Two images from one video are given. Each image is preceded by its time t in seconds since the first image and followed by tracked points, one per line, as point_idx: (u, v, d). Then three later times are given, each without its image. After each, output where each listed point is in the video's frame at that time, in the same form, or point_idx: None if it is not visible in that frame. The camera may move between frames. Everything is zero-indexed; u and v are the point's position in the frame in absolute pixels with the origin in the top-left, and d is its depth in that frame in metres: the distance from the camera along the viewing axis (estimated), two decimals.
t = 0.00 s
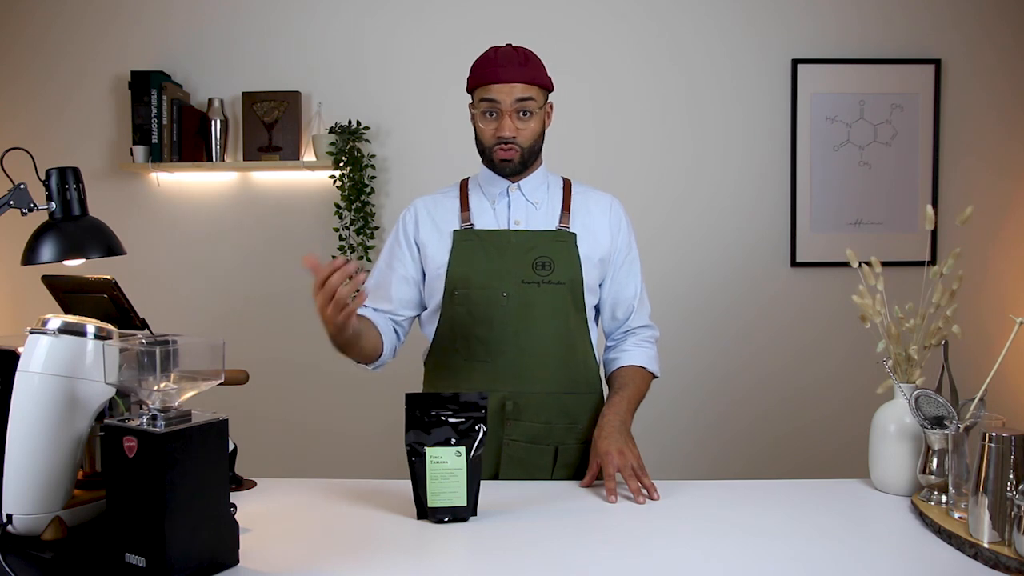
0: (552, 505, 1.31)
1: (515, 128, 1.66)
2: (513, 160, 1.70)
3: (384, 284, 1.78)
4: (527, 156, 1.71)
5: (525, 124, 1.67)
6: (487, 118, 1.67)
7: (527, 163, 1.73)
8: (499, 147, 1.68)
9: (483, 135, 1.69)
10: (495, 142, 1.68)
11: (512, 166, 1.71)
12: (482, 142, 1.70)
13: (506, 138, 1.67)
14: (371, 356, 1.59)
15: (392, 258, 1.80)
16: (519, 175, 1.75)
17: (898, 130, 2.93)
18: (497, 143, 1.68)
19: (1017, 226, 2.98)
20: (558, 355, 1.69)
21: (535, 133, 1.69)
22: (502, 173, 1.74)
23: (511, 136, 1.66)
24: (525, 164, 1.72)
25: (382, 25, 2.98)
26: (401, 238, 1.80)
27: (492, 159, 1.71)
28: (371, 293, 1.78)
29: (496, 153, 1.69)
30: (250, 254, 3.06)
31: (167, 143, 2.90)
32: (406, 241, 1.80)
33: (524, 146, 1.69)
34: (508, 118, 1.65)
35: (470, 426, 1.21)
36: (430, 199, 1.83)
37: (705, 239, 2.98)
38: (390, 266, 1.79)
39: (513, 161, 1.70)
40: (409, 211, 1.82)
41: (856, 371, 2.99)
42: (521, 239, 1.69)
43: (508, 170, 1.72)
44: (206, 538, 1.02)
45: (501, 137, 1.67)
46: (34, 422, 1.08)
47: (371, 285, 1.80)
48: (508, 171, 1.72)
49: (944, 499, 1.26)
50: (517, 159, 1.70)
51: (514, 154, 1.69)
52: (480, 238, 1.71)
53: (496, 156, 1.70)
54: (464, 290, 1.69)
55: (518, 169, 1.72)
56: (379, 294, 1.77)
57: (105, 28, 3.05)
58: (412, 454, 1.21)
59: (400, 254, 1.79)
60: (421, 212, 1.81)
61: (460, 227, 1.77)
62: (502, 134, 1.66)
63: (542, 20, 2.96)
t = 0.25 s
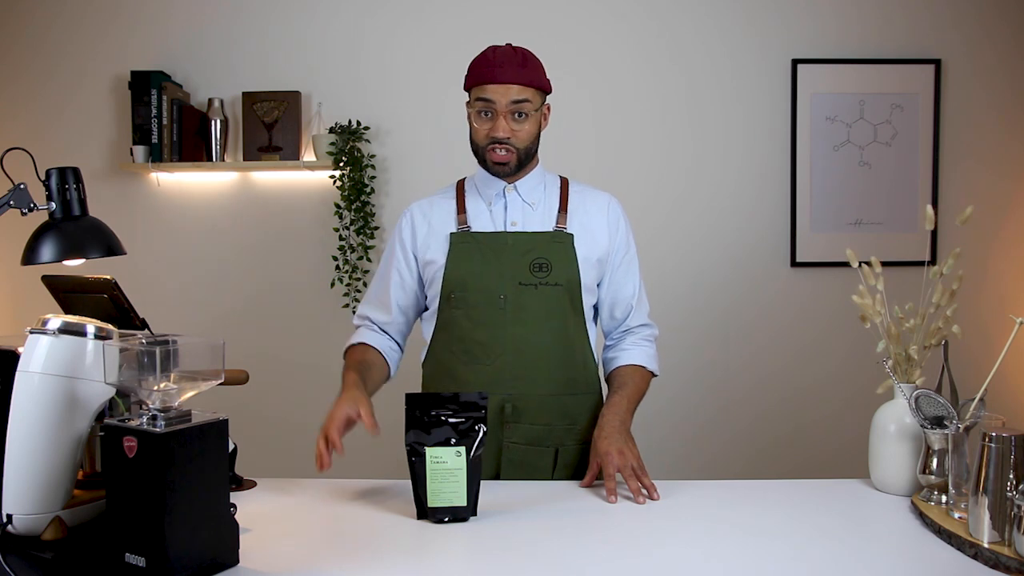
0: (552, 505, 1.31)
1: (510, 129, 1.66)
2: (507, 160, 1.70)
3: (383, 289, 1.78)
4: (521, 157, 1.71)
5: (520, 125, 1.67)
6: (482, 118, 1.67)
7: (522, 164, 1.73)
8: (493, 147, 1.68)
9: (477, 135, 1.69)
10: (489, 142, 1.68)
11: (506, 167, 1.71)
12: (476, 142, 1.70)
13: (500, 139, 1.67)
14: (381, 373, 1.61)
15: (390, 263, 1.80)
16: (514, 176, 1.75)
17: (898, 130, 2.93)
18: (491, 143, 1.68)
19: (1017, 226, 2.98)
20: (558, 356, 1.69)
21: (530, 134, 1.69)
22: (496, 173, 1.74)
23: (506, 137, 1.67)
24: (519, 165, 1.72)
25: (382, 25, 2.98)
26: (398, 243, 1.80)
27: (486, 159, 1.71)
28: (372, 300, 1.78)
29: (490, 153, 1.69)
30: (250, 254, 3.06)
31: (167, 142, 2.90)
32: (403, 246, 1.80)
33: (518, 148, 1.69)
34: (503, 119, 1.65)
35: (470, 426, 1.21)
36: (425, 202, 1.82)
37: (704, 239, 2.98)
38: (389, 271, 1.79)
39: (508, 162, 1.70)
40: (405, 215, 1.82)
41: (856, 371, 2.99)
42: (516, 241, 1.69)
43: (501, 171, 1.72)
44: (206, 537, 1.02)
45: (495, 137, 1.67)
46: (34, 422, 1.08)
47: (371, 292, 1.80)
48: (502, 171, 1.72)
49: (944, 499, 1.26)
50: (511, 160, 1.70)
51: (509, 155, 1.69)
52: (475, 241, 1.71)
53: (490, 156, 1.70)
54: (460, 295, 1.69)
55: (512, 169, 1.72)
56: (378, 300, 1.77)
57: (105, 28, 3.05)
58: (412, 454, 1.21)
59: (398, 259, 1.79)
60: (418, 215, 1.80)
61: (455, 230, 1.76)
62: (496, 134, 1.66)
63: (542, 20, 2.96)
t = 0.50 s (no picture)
0: (552, 505, 1.31)
1: (505, 133, 1.66)
2: (505, 164, 1.69)
3: (382, 293, 1.79)
4: (518, 159, 1.71)
5: (514, 127, 1.67)
6: (476, 123, 1.67)
7: (519, 166, 1.73)
8: (490, 152, 1.68)
9: (473, 141, 1.69)
10: (485, 147, 1.68)
11: (504, 170, 1.71)
12: (472, 147, 1.70)
13: (496, 143, 1.66)
14: (394, 386, 1.62)
15: (389, 267, 1.80)
16: (511, 177, 1.75)
17: (898, 130, 2.93)
18: (488, 148, 1.68)
19: (1017, 226, 2.98)
20: (557, 356, 1.69)
21: (525, 136, 1.69)
22: (494, 178, 1.73)
23: (502, 141, 1.66)
24: (516, 167, 1.72)
25: (382, 26, 2.98)
26: (396, 246, 1.80)
27: (484, 164, 1.70)
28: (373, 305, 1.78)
29: (487, 158, 1.69)
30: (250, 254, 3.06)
31: (167, 142, 2.90)
32: (401, 248, 1.80)
33: (516, 150, 1.69)
34: (498, 123, 1.65)
35: (470, 426, 1.21)
36: (422, 205, 1.82)
37: (705, 239, 2.98)
38: (389, 275, 1.79)
39: (506, 165, 1.69)
40: (402, 218, 1.82)
41: (857, 371, 2.99)
42: (513, 243, 1.69)
43: (500, 174, 1.72)
44: (206, 537, 1.02)
45: (492, 142, 1.67)
46: (34, 423, 1.08)
47: (372, 297, 1.80)
48: (500, 175, 1.72)
49: (944, 499, 1.26)
50: (509, 163, 1.70)
51: (506, 159, 1.69)
52: (473, 243, 1.71)
53: (487, 161, 1.70)
54: (458, 297, 1.69)
55: (510, 172, 1.72)
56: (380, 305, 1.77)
57: (105, 28, 3.05)
58: (412, 454, 1.21)
59: (397, 262, 1.79)
60: (415, 218, 1.80)
61: (453, 234, 1.76)
62: (492, 139, 1.66)
63: (542, 20, 2.96)
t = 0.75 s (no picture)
0: (551, 505, 1.31)
1: (500, 131, 1.66)
2: (500, 163, 1.69)
3: (381, 291, 1.79)
4: (514, 158, 1.70)
5: (510, 126, 1.66)
6: (472, 122, 1.67)
7: (515, 166, 1.72)
8: (485, 151, 1.67)
9: (469, 139, 1.69)
10: (481, 146, 1.68)
11: (499, 170, 1.70)
12: (468, 146, 1.70)
13: (491, 142, 1.66)
14: (394, 386, 1.62)
15: (389, 265, 1.80)
16: (511, 177, 1.75)
17: (898, 130, 2.93)
18: (483, 147, 1.67)
19: (1017, 226, 2.98)
20: (557, 357, 1.69)
21: (521, 135, 1.68)
22: (490, 177, 1.73)
23: (497, 140, 1.66)
24: (512, 167, 1.71)
25: (382, 26, 2.98)
26: (396, 245, 1.80)
27: (479, 163, 1.70)
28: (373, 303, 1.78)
29: (482, 157, 1.69)
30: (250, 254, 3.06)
31: (167, 142, 2.90)
32: (401, 247, 1.80)
33: (511, 150, 1.68)
34: (493, 121, 1.65)
35: (470, 426, 1.21)
36: (423, 203, 1.82)
37: (705, 239, 2.98)
38: (389, 273, 1.79)
39: (501, 165, 1.69)
40: (403, 216, 1.82)
41: (857, 370, 2.99)
42: (514, 243, 1.69)
43: (496, 174, 1.71)
44: (206, 537, 1.02)
45: (486, 141, 1.66)
46: (34, 423, 1.08)
47: (372, 294, 1.80)
48: (496, 174, 1.72)
49: (944, 499, 1.26)
50: (504, 163, 1.69)
51: (501, 158, 1.68)
52: (474, 242, 1.71)
53: (483, 160, 1.69)
54: (458, 297, 1.69)
55: (506, 172, 1.72)
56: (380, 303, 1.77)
57: (105, 28, 3.05)
58: (412, 454, 1.21)
59: (396, 261, 1.79)
60: (416, 217, 1.80)
61: (454, 233, 1.76)
62: (487, 138, 1.66)
63: (542, 20, 2.96)
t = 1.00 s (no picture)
0: (551, 505, 1.31)
1: (505, 135, 1.66)
2: (503, 165, 1.69)
3: (383, 288, 1.78)
4: (516, 161, 1.70)
5: (515, 130, 1.66)
6: (479, 123, 1.67)
7: (518, 169, 1.72)
8: (489, 152, 1.68)
9: (474, 139, 1.69)
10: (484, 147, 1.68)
11: (501, 170, 1.71)
12: (473, 145, 1.70)
13: (495, 145, 1.66)
14: (393, 386, 1.62)
15: (391, 261, 1.80)
16: (516, 177, 1.75)
17: (898, 130, 2.93)
18: (487, 148, 1.67)
19: (1017, 226, 2.98)
20: (559, 357, 1.69)
21: (526, 140, 1.68)
22: (492, 176, 1.74)
23: (502, 143, 1.66)
24: (514, 170, 1.71)
25: (382, 26, 2.98)
26: (399, 242, 1.79)
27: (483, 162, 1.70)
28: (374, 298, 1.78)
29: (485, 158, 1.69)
30: (250, 254, 3.06)
31: (167, 142, 2.90)
32: (404, 244, 1.79)
33: (515, 153, 1.68)
34: (499, 125, 1.64)
35: (470, 426, 1.21)
36: (427, 200, 1.82)
37: (705, 239, 2.98)
38: (391, 269, 1.79)
39: (504, 167, 1.70)
40: (406, 213, 1.81)
41: (857, 370, 2.99)
42: (518, 242, 1.69)
43: (497, 174, 1.72)
44: (206, 537, 1.02)
45: (491, 143, 1.66)
46: (34, 423, 1.08)
47: (373, 290, 1.80)
48: (497, 174, 1.72)
49: (944, 498, 1.26)
50: (507, 165, 1.70)
51: (505, 161, 1.69)
52: (478, 241, 1.71)
53: (486, 160, 1.69)
54: (462, 294, 1.69)
55: (508, 174, 1.72)
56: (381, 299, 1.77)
57: (105, 28, 3.05)
58: (412, 454, 1.21)
59: (399, 257, 1.79)
60: (419, 214, 1.80)
61: (458, 230, 1.77)
62: (492, 141, 1.66)
63: (541, 21, 2.96)
